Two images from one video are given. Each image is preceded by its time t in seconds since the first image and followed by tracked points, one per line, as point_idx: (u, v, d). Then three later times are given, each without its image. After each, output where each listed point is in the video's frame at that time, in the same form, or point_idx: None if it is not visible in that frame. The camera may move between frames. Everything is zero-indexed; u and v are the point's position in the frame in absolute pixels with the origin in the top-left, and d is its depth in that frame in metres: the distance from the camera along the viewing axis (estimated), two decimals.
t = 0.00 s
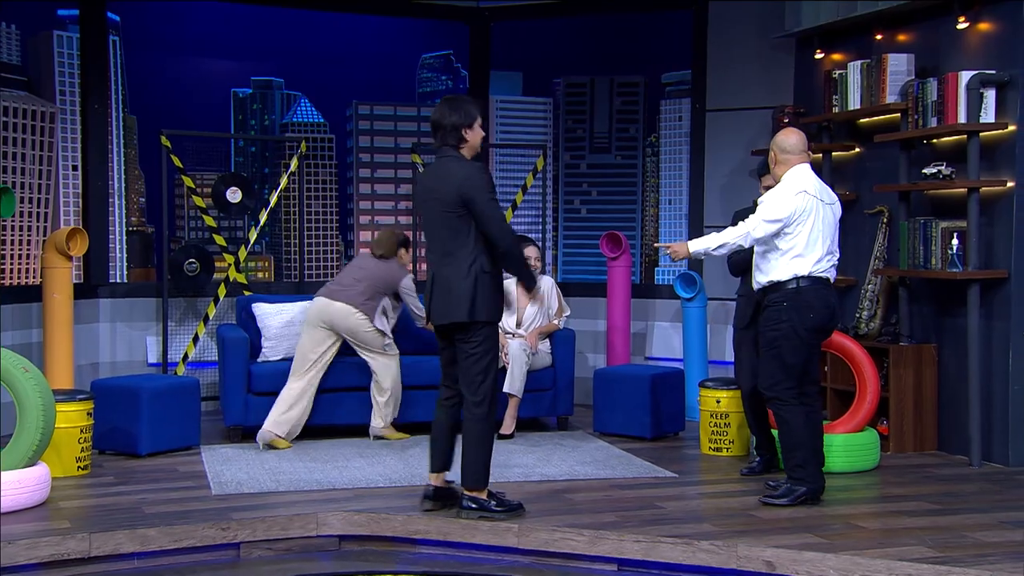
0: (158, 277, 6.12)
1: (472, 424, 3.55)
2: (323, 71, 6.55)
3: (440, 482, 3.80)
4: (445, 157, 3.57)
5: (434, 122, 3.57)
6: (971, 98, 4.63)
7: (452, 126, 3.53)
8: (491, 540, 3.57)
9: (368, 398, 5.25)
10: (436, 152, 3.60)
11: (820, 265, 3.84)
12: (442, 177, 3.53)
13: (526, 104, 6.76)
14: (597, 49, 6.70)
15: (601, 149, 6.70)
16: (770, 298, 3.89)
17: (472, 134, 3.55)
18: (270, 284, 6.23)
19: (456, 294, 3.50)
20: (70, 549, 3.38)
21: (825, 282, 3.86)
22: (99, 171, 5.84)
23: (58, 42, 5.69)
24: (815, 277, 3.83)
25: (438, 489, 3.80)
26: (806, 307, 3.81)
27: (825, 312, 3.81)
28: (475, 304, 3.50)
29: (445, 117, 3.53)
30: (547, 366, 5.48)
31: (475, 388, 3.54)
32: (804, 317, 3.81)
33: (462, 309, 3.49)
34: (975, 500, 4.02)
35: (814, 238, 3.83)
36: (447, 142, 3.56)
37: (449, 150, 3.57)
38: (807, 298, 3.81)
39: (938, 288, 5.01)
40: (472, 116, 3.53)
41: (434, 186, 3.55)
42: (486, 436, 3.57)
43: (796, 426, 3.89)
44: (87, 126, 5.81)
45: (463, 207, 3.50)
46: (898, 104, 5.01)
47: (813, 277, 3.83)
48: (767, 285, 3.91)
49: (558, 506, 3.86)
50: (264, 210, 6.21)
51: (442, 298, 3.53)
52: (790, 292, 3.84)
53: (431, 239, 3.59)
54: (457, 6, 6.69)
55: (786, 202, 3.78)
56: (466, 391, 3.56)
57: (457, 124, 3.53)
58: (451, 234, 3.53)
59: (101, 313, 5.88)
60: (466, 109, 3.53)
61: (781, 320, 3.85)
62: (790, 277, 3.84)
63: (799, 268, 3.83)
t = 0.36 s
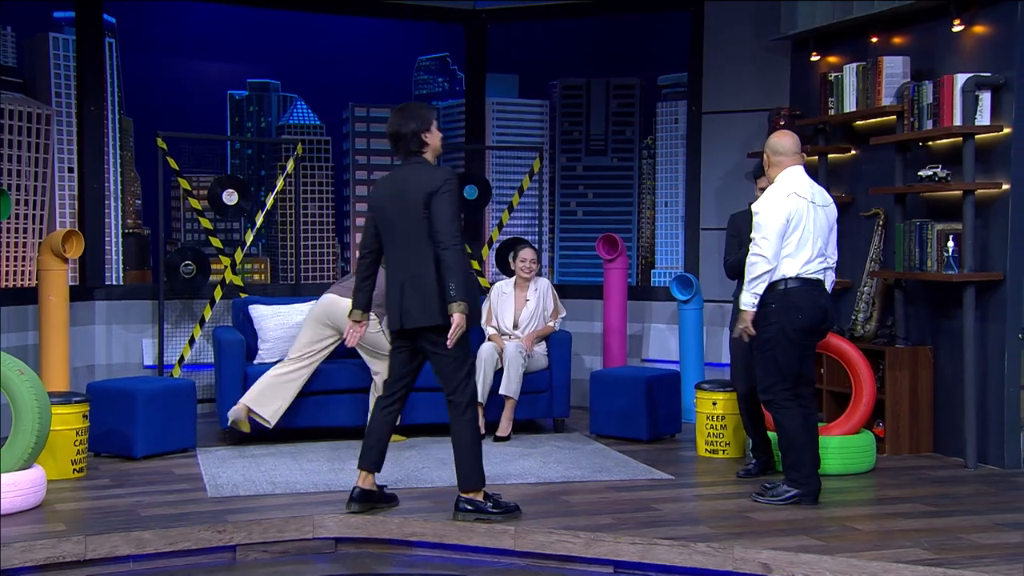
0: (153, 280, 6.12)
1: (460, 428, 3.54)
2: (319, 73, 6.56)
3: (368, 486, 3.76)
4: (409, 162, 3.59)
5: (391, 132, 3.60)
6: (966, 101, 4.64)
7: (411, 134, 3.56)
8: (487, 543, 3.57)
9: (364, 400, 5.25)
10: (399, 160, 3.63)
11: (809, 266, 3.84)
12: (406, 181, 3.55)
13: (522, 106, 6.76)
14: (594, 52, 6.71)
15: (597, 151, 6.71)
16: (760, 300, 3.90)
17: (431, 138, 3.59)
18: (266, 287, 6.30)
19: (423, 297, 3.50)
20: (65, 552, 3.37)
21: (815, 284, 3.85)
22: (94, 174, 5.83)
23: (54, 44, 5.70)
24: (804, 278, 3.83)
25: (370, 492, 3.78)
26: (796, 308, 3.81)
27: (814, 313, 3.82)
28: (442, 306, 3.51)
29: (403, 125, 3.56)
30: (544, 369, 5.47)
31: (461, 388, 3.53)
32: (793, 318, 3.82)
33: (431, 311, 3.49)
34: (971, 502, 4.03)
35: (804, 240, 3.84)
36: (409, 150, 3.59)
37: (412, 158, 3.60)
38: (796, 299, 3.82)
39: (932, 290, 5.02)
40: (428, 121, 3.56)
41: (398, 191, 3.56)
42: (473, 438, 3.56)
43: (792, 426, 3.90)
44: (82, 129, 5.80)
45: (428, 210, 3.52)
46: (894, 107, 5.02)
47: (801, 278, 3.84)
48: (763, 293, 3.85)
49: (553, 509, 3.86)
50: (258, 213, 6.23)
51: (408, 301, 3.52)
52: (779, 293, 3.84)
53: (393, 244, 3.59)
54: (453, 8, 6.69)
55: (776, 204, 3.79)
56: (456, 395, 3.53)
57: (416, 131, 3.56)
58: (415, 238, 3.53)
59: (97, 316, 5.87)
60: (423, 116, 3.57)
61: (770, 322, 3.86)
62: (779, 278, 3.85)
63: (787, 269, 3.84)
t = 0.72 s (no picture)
0: (151, 281, 6.11)
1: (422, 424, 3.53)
2: (317, 74, 6.56)
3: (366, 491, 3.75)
4: (359, 163, 3.61)
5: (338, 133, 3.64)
6: (964, 102, 4.64)
7: (356, 132, 3.59)
8: (485, 544, 3.57)
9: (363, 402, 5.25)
10: (349, 160, 3.63)
11: (804, 268, 3.84)
12: (356, 181, 3.56)
13: (521, 108, 6.77)
14: (591, 54, 6.72)
15: (595, 153, 6.72)
16: (757, 301, 3.91)
17: (377, 137, 3.62)
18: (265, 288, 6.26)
19: (377, 295, 3.50)
20: (63, 554, 3.37)
21: (811, 285, 3.86)
22: (92, 175, 5.84)
23: (52, 45, 5.70)
24: (799, 280, 3.84)
25: (366, 497, 3.75)
26: (791, 309, 3.82)
27: (811, 314, 3.82)
28: (397, 304, 3.52)
29: (348, 125, 3.59)
30: (542, 370, 5.47)
31: (422, 383, 3.54)
32: (790, 319, 3.82)
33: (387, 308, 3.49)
34: (969, 504, 4.03)
35: (799, 241, 3.84)
36: (356, 149, 3.61)
37: (360, 157, 3.61)
38: (791, 300, 3.82)
39: (930, 292, 5.02)
40: (373, 119, 3.61)
41: (348, 190, 3.56)
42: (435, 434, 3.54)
43: (793, 428, 3.90)
44: (80, 130, 5.81)
45: (380, 209, 3.53)
46: (892, 108, 5.03)
47: (796, 279, 3.84)
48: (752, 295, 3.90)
49: (551, 511, 3.86)
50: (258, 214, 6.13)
51: (362, 300, 3.51)
52: (775, 295, 3.85)
53: (346, 244, 3.59)
54: (451, 11, 6.70)
55: (770, 206, 3.79)
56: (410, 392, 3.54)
57: (362, 129, 3.59)
58: (368, 236, 3.54)
59: (95, 317, 5.87)
60: (367, 116, 3.61)
61: (766, 322, 3.87)
62: (775, 279, 3.86)
63: (782, 271, 3.84)
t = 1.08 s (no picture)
0: (151, 283, 6.11)
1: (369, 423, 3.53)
2: (317, 76, 6.56)
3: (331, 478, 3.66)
4: (337, 163, 3.62)
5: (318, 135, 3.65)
6: (964, 104, 4.64)
7: (336, 133, 3.60)
8: (485, 546, 3.57)
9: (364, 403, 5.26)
10: (330, 162, 3.64)
11: (806, 270, 3.84)
12: (333, 181, 3.57)
13: (521, 110, 6.78)
14: (591, 56, 6.72)
15: (595, 155, 6.72)
16: (757, 303, 3.91)
17: (357, 139, 3.64)
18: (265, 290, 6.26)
19: (350, 296, 3.50)
20: (63, 556, 3.37)
21: (812, 287, 3.86)
22: (93, 177, 5.85)
23: (52, 47, 5.70)
24: (800, 282, 3.84)
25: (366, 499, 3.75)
26: (791, 311, 3.82)
27: (810, 316, 3.82)
28: (371, 305, 3.51)
29: (328, 127, 3.61)
30: (542, 372, 5.47)
31: (389, 387, 3.54)
32: (789, 321, 3.83)
33: (358, 308, 3.49)
34: (970, 506, 4.03)
35: (800, 243, 3.84)
36: (335, 151, 3.62)
37: (336, 158, 3.61)
38: (791, 302, 3.82)
39: (930, 293, 5.02)
40: (353, 121, 3.62)
41: (326, 190, 3.57)
42: (370, 436, 3.55)
43: (794, 430, 3.90)
44: (81, 132, 5.81)
45: (357, 210, 3.53)
46: (891, 110, 5.04)
47: (796, 281, 3.84)
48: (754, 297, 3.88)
49: (551, 512, 3.85)
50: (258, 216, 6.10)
51: (336, 300, 3.53)
52: (775, 297, 3.85)
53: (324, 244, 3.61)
54: (452, 13, 6.70)
55: (770, 209, 3.80)
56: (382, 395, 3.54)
57: (340, 130, 3.61)
58: (343, 236, 3.55)
59: (96, 319, 5.86)
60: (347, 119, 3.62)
61: (765, 324, 3.88)
62: (774, 282, 3.86)
63: (782, 273, 3.85)
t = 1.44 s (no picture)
0: (155, 284, 6.10)
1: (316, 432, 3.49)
2: (319, 77, 6.56)
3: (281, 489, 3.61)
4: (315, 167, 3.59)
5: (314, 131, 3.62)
6: (967, 105, 4.64)
7: (329, 133, 3.58)
8: (488, 547, 3.58)
9: (367, 403, 5.26)
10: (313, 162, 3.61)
11: (809, 271, 3.84)
12: (308, 185, 3.54)
13: (523, 111, 6.78)
14: (594, 57, 6.72)
15: (598, 157, 6.72)
16: (760, 304, 3.91)
17: (349, 144, 3.60)
18: (267, 292, 6.12)
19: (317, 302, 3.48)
20: (66, 556, 3.38)
21: (816, 288, 3.85)
22: (96, 178, 5.85)
23: (55, 49, 5.69)
24: (803, 283, 3.83)
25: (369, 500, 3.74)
26: (793, 313, 3.82)
27: (813, 318, 3.81)
28: (334, 312, 3.48)
29: (324, 125, 3.58)
30: (545, 373, 5.47)
31: (339, 393, 3.48)
32: (792, 323, 3.82)
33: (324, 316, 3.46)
34: (973, 507, 4.02)
35: (803, 243, 3.83)
36: (323, 150, 3.59)
37: (321, 157, 3.59)
38: (794, 304, 3.82)
39: (934, 293, 5.02)
40: (348, 125, 3.59)
41: (303, 191, 3.54)
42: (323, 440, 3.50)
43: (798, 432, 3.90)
44: (84, 133, 5.81)
45: (331, 215, 3.50)
46: (895, 111, 5.03)
47: (801, 282, 3.83)
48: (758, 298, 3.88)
49: (554, 514, 3.85)
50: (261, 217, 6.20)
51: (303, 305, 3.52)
52: (777, 298, 3.85)
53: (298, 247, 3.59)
54: (454, 14, 6.70)
55: (773, 210, 3.81)
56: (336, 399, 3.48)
57: (333, 131, 3.58)
58: (315, 241, 3.51)
59: (98, 320, 5.84)
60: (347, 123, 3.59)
61: (769, 326, 3.88)
62: (778, 283, 3.85)
63: (786, 274, 3.84)
